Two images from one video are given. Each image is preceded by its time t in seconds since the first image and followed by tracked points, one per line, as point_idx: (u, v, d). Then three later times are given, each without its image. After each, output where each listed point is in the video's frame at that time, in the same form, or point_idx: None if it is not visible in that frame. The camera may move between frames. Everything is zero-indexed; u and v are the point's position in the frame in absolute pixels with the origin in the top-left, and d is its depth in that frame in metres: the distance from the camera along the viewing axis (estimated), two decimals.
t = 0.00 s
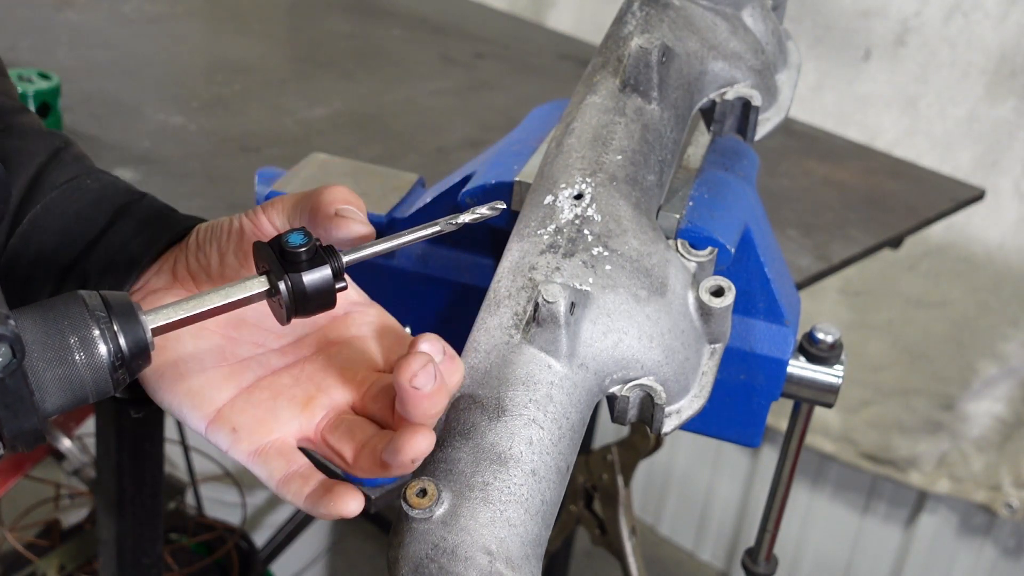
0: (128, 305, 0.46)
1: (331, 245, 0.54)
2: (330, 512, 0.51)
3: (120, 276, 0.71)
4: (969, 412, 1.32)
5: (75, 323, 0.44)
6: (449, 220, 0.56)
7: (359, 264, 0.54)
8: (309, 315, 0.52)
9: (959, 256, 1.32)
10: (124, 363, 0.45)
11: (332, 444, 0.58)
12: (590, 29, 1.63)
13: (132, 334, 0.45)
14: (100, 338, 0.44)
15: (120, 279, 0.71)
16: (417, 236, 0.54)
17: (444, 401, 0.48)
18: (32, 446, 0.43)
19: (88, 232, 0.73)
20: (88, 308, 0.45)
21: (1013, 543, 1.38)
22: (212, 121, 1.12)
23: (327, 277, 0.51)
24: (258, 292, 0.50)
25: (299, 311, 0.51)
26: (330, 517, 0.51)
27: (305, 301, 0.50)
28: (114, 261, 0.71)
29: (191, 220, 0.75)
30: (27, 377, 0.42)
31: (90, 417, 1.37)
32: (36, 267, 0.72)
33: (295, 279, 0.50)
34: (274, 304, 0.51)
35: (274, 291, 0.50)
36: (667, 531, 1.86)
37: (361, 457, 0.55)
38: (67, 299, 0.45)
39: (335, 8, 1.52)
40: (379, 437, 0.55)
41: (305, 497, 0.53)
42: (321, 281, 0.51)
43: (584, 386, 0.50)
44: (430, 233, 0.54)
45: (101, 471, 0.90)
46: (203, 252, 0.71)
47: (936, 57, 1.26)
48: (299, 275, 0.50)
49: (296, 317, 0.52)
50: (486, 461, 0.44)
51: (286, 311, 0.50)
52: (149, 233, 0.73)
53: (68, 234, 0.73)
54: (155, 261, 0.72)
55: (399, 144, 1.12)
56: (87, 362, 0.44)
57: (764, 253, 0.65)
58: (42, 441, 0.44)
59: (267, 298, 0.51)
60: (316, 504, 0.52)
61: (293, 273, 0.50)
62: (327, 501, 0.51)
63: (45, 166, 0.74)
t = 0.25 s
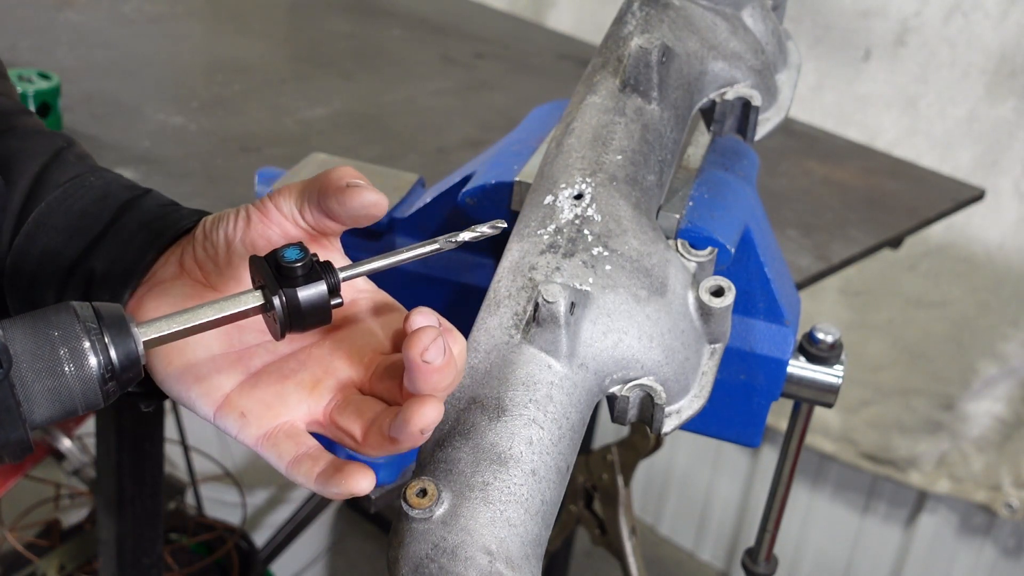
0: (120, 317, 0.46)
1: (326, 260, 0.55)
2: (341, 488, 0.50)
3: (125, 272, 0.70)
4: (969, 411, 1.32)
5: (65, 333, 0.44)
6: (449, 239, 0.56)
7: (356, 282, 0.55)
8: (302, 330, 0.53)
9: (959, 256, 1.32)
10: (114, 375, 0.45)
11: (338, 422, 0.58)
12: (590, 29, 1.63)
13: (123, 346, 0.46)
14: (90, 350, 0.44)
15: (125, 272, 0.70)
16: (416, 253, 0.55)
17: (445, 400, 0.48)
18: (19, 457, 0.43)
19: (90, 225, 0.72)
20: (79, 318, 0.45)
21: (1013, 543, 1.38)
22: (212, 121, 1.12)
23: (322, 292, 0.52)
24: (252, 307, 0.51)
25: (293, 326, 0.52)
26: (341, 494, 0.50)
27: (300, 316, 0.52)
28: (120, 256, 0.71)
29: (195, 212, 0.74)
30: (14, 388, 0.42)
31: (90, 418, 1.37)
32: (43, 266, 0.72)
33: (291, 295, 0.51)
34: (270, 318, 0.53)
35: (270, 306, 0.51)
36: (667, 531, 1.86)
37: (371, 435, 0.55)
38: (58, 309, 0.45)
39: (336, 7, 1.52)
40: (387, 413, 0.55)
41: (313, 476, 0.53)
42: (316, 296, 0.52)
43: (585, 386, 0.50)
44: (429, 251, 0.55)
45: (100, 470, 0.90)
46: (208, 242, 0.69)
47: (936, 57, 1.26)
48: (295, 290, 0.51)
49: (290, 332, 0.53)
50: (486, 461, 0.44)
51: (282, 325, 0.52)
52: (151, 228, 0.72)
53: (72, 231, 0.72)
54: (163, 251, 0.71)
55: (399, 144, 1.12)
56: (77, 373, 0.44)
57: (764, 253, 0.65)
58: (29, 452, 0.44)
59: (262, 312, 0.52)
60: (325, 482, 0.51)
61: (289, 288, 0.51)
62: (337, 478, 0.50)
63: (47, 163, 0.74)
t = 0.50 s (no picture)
0: (119, 314, 0.47)
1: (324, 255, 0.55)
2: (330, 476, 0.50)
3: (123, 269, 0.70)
4: (969, 411, 1.32)
5: (65, 330, 0.44)
6: (446, 233, 0.57)
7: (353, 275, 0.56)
8: (302, 324, 0.54)
9: (959, 256, 1.32)
10: (114, 372, 0.45)
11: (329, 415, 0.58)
12: (590, 30, 1.63)
13: (123, 343, 0.46)
14: (91, 347, 0.44)
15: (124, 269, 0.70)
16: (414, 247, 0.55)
17: (445, 401, 0.48)
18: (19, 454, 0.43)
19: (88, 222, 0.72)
20: (79, 315, 0.45)
21: (1013, 543, 1.38)
22: (212, 121, 1.12)
23: (321, 288, 0.53)
24: (251, 302, 0.52)
25: (292, 321, 0.53)
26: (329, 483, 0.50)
27: (298, 312, 0.52)
28: (118, 254, 0.71)
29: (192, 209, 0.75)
30: (15, 386, 0.42)
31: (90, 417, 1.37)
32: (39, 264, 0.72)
33: (289, 290, 0.52)
34: (268, 313, 0.53)
35: (268, 301, 0.52)
36: (667, 531, 1.86)
37: (361, 429, 0.55)
38: (57, 307, 0.45)
39: (336, 7, 1.53)
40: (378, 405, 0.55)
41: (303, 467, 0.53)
42: (314, 292, 0.53)
43: (584, 386, 0.50)
44: (426, 245, 0.56)
45: (100, 471, 0.90)
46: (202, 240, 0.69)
47: (936, 57, 1.26)
48: (294, 286, 0.52)
49: (290, 327, 0.54)
50: (486, 461, 0.44)
51: (280, 320, 0.52)
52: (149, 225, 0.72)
53: (70, 229, 0.72)
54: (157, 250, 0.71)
55: (399, 144, 1.12)
56: (77, 370, 0.44)
57: (764, 253, 0.65)
58: (29, 449, 0.44)
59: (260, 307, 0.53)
60: (315, 472, 0.52)
61: (287, 284, 0.52)
62: (326, 467, 0.51)
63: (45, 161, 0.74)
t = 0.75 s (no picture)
0: (111, 315, 0.47)
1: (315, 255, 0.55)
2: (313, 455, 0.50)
3: (107, 262, 0.72)
4: (969, 411, 1.32)
5: (57, 331, 0.44)
6: (435, 231, 0.57)
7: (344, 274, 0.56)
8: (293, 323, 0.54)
9: (958, 256, 1.33)
10: (107, 373, 0.46)
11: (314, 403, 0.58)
12: (590, 29, 1.63)
13: (115, 343, 0.46)
14: (83, 348, 0.45)
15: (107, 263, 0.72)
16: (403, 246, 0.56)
17: (444, 400, 0.48)
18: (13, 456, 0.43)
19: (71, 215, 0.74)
20: (70, 317, 0.45)
21: (1013, 543, 1.38)
22: (212, 121, 1.12)
23: (312, 287, 0.53)
24: (243, 302, 0.52)
25: (283, 320, 0.53)
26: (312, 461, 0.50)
27: (290, 310, 0.52)
28: (101, 248, 0.72)
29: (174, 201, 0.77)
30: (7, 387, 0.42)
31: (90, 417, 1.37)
32: (23, 256, 0.73)
33: (280, 290, 0.52)
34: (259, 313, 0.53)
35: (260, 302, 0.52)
36: (667, 531, 1.86)
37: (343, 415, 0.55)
38: (49, 308, 0.45)
39: (336, 7, 1.53)
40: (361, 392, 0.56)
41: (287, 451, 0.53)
42: (305, 291, 0.53)
43: (584, 386, 0.50)
44: (415, 243, 0.56)
45: (100, 471, 0.90)
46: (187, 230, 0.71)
47: (936, 57, 1.26)
48: (284, 285, 0.52)
49: (282, 325, 0.54)
50: (486, 461, 0.44)
51: (271, 320, 0.52)
52: (132, 219, 0.74)
53: (54, 223, 0.74)
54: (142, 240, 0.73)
55: (398, 144, 1.12)
56: (70, 371, 0.44)
57: (764, 253, 0.65)
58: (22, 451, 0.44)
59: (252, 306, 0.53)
60: (298, 453, 0.52)
61: (278, 283, 0.52)
62: (309, 448, 0.51)
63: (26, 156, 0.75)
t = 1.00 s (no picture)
0: (102, 316, 0.47)
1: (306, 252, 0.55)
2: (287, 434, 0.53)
3: (85, 256, 0.73)
4: (969, 411, 1.32)
5: (48, 333, 0.44)
6: (427, 228, 0.57)
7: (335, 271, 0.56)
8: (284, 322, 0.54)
9: (959, 257, 1.32)
10: (97, 373, 0.46)
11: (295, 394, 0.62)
12: (590, 29, 1.63)
13: (106, 344, 0.46)
14: (74, 349, 0.45)
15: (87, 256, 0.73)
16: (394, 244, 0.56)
17: (444, 400, 0.48)
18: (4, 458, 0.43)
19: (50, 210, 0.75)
20: (62, 318, 0.45)
21: (1013, 543, 1.38)
22: (212, 121, 1.12)
23: (303, 285, 0.53)
24: (234, 301, 0.52)
25: (274, 318, 0.53)
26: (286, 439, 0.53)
27: (281, 309, 0.52)
28: (80, 242, 0.74)
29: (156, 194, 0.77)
30: None
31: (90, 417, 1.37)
32: (8, 251, 0.76)
33: (271, 289, 0.52)
34: (251, 312, 0.53)
35: (251, 301, 0.52)
36: (667, 531, 1.86)
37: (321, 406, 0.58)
38: (40, 310, 0.45)
39: (336, 8, 1.53)
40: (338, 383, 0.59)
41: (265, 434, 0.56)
42: (297, 289, 0.53)
43: (584, 386, 0.50)
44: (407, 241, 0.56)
45: (100, 471, 0.90)
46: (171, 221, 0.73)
47: (936, 57, 1.26)
48: (275, 284, 0.52)
49: (273, 325, 0.54)
50: (486, 461, 0.44)
51: (262, 318, 0.52)
52: (109, 212, 0.74)
53: (33, 218, 0.75)
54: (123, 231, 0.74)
55: (398, 144, 1.12)
56: (61, 372, 0.44)
57: (764, 253, 0.65)
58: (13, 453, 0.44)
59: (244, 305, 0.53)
60: (275, 438, 0.54)
61: (269, 282, 0.52)
62: (284, 427, 0.54)
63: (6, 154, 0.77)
